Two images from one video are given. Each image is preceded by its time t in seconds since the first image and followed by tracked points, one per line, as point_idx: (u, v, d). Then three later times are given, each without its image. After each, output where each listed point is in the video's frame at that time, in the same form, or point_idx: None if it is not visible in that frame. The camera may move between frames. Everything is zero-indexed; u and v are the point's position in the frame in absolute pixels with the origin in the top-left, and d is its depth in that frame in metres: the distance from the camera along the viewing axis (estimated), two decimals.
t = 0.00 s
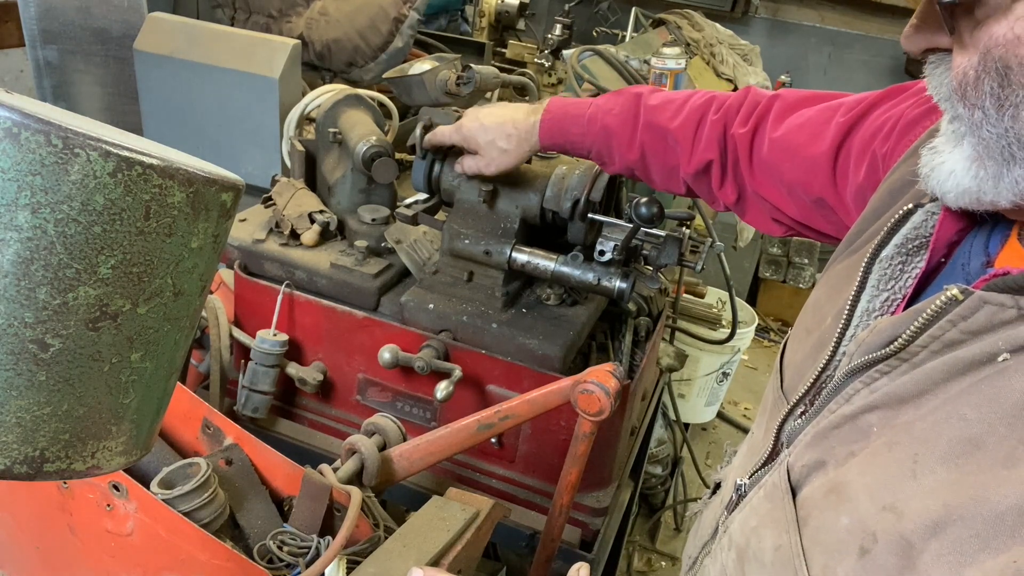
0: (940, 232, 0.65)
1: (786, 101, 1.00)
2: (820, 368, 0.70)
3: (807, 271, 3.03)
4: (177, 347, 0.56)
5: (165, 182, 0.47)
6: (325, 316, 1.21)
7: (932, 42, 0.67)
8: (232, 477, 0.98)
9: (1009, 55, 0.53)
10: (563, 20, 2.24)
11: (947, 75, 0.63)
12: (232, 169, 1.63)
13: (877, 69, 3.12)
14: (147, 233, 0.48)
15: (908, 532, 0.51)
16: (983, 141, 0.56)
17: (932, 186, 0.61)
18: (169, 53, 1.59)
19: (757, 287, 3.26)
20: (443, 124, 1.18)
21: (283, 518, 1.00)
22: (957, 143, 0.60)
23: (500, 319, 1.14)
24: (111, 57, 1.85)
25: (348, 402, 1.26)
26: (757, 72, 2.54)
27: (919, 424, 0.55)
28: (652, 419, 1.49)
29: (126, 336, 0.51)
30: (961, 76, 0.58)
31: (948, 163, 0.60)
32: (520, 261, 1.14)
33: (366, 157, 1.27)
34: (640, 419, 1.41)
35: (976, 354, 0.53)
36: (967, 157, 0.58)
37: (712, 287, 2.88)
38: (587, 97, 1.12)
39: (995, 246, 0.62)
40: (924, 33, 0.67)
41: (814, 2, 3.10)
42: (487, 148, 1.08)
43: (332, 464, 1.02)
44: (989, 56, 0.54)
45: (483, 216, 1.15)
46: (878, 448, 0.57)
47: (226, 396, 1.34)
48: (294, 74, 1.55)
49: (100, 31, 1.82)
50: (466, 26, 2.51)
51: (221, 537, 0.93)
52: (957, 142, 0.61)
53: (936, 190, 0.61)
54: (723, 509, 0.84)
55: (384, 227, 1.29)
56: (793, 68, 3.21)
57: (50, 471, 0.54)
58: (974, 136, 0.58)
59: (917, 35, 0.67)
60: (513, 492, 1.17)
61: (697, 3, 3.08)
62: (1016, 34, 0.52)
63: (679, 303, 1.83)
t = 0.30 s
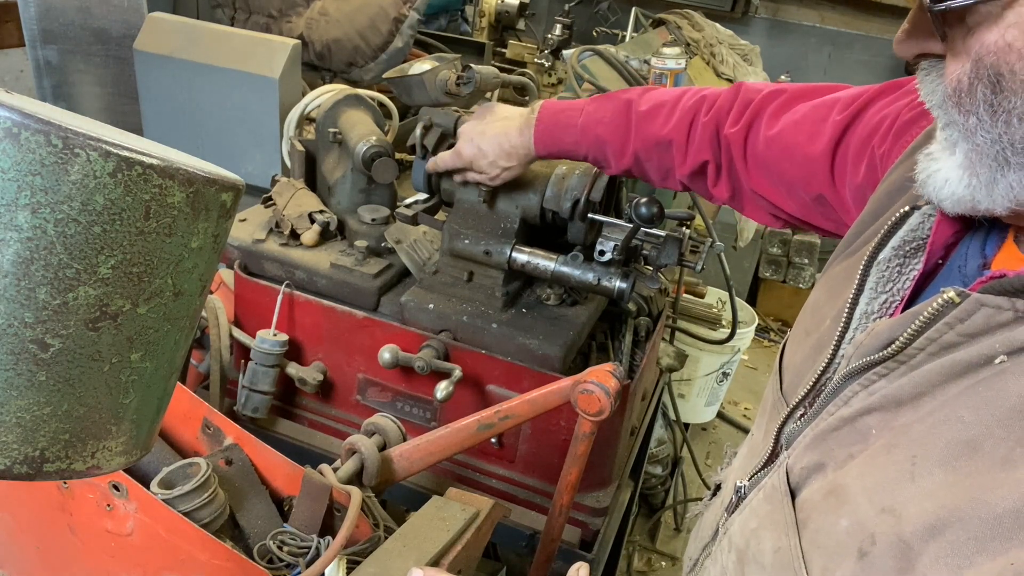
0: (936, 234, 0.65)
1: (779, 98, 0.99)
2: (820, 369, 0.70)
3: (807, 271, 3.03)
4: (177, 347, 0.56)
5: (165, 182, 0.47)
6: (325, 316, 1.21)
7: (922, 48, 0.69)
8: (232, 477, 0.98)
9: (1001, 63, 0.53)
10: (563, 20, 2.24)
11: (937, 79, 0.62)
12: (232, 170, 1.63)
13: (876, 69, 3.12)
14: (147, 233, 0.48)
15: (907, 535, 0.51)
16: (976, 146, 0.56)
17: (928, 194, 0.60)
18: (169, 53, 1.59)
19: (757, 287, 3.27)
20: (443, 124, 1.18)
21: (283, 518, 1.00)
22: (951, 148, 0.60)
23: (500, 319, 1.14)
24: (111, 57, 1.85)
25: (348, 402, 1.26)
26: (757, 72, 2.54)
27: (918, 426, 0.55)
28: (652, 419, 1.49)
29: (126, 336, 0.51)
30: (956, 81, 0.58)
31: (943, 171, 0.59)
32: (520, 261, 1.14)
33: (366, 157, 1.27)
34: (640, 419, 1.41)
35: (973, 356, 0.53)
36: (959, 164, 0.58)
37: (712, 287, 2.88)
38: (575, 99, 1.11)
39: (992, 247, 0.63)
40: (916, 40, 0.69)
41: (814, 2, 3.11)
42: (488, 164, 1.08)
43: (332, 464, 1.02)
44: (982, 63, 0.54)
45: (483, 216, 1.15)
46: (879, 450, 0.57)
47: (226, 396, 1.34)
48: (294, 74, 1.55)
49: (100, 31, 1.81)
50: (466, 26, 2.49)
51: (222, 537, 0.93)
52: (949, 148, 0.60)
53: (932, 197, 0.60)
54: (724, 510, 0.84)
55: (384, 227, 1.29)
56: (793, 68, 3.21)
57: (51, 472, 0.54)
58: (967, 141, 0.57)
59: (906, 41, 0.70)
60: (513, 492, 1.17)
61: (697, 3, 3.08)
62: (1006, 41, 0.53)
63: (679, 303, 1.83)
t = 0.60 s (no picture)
0: (934, 235, 0.65)
1: (766, 97, 0.99)
2: (819, 370, 0.69)
3: (807, 271, 2.98)
4: (177, 347, 0.56)
5: (165, 182, 0.47)
6: (325, 316, 1.21)
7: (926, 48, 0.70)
8: (232, 477, 0.98)
9: (1007, 63, 0.53)
10: (563, 19, 2.24)
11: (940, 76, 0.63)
12: (232, 170, 1.63)
13: (876, 69, 3.12)
14: (147, 233, 0.48)
15: (908, 535, 0.51)
16: (974, 142, 0.56)
17: (914, 184, 0.60)
18: (168, 53, 1.59)
19: (757, 287, 3.27)
20: (443, 124, 1.18)
21: (283, 518, 1.00)
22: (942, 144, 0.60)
23: (500, 319, 1.14)
24: (110, 57, 1.85)
25: (348, 402, 1.26)
26: (757, 72, 2.54)
27: (918, 427, 0.55)
28: (652, 419, 1.49)
29: (126, 336, 0.51)
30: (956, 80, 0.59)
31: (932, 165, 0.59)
32: (520, 261, 1.14)
33: (366, 157, 1.27)
34: (640, 419, 1.41)
35: (972, 356, 0.53)
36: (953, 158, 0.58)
37: (712, 287, 2.88)
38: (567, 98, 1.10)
39: (989, 248, 0.62)
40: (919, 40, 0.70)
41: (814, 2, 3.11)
42: (475, 168, 1.10)
43: (332, 464, 1.02)
44: (988, 62, 0.54)
45: (483, 216, 1.15)
46: (878, 450, 0.57)
47: (226, 397, 1.34)
48: (294, 74, 1.55)
49: (100, 31, 1.81)
50: (466, 26, 2.49)
51: (222, 537, 0.93)
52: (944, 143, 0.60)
53: (919, 189, 0.60)
54: (724, 510, 0.84)
55: (384, 227, 1.29)
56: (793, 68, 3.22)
57: (51, 472, 0.54)
58: (965, 136, 0.58)
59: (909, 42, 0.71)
60: (513, 492, 1.17)
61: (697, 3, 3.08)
62: (1014, 41, 0.52)
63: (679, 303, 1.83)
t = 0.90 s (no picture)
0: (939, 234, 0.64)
1: (771, 97, 0.99)
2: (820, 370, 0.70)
3: (807, 271, 3.00)
4: (177, 347, 0.56)
5: (166, 182, 0.47)
6: (325, 316, 1.21)
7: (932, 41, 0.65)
8: (232, 477, 0.98)
9: (1017, 56, 0.52)
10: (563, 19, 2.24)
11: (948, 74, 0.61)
12: (232, 169, 1.63)
13: (876, 69, 3.12)
14: (147, 233, 0.48)
15: (909, 535, 0.51)
16: (984, 139, 0.56)
17: (926, 183, 0.61)
18: (169, 53, 1.59)
19: (757, 287, 3.27)
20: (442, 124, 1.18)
21: (283, 518, 1.00)
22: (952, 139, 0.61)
23: (500, 319, 1.14)
24: (111, 57, 1.85)
25: (348, 402, 1.26)
26: (757, 71, 2.54)
27: (920, 426, 0.55)
28: (652, 419, 1.49)
29: (127, 336, 0.51)
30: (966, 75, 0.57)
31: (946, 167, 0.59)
32: (520, 261, 1.14)
33: (366, 157, 1.27)
34: (640, 419, 1.41)
35: (976, 356, 0.53)
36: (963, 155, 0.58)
37: (712, 286, 2.88)
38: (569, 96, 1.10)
39: (994, 248, 0.62)
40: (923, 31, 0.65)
41: (814, 2, 3.10)
42: (477, 163, 1.10)
43: (332, 464, 1.02)
44: (997, 56, 0.53)
45: (483, 216, 1.15)
46: (880, 450, 0.57)
47: (226, 396, 1.34)
48: (294, 74, 1.55)
49: (100, 31, 1.81)
50: (466, 26, 2.50)
51: (222, 537, 0.93)
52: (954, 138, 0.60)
53: (930, 187, 0.61)
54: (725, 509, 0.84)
55: (384, 227, 1.29)
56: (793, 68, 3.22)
57: (50, 472, 0.54)
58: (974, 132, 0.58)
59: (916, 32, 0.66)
60: (513, 492, 1.17)
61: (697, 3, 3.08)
62: None
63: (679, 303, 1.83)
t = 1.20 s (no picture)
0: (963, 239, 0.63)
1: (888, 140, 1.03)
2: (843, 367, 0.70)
3: (807, 271, 3.10)
4: (177, 347, 0.56)
5: (165, 182, 0.47)
6: (325, 316, 1.20)
7: (1008, 69, 0.65)
8: (232, 477, 0.98)
9: None
10: (563, 20, 2.24)
11: None
12: (232, 170, 1.63)
13: (876, 69, 3.12)
14: (147, 233, 0.48)
15: (905, 498, 0.51)
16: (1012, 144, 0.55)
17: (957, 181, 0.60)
18: (168, 53, 1.59)
19: (757, 287, 3.27)
20: (442, 124, 1.17)
21: (283, 517, 1.00)
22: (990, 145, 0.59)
23: (500, 319, 1.14)
24: (111, 57, 1.85)
25: (348, 402, 1.26)
26: (758, 71, 2.54)
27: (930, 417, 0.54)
28: (651, 419, 1.49)
29: (126, 336, 0.51)
30: None
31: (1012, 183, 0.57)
32: (520, 261, 1.14)
33: (366, 157, 1.27)
34: (640, 420, 1.41)
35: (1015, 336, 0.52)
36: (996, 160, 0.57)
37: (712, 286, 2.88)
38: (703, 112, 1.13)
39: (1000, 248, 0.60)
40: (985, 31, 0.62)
41: (814, 2, 3.10)
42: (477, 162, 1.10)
43: (332, 464, 1.02)
44: None
45: (483, 216, 1.15)
46: (901, 422, 0.57)
47: (226, 397, 1.34)
48: (294, 74, 1.55)
49: (100, 31, 1.81)
50: (466, 26, 2.47)
51: (222, 537, 0.93)
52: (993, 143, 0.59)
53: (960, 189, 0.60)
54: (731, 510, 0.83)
55: (383, 227, 1.29)
56: (792, 68, 3.22)
57: (50, 471, 0.54)
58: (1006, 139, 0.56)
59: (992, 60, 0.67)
60: (513, 492, 1.17)
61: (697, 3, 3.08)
62: None
63: (679, 303, 1.83)
